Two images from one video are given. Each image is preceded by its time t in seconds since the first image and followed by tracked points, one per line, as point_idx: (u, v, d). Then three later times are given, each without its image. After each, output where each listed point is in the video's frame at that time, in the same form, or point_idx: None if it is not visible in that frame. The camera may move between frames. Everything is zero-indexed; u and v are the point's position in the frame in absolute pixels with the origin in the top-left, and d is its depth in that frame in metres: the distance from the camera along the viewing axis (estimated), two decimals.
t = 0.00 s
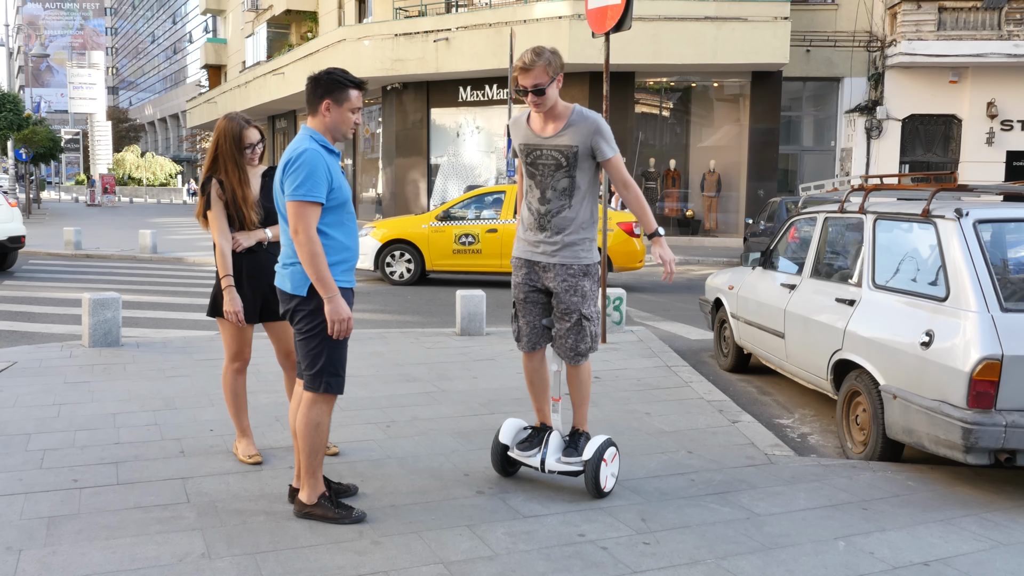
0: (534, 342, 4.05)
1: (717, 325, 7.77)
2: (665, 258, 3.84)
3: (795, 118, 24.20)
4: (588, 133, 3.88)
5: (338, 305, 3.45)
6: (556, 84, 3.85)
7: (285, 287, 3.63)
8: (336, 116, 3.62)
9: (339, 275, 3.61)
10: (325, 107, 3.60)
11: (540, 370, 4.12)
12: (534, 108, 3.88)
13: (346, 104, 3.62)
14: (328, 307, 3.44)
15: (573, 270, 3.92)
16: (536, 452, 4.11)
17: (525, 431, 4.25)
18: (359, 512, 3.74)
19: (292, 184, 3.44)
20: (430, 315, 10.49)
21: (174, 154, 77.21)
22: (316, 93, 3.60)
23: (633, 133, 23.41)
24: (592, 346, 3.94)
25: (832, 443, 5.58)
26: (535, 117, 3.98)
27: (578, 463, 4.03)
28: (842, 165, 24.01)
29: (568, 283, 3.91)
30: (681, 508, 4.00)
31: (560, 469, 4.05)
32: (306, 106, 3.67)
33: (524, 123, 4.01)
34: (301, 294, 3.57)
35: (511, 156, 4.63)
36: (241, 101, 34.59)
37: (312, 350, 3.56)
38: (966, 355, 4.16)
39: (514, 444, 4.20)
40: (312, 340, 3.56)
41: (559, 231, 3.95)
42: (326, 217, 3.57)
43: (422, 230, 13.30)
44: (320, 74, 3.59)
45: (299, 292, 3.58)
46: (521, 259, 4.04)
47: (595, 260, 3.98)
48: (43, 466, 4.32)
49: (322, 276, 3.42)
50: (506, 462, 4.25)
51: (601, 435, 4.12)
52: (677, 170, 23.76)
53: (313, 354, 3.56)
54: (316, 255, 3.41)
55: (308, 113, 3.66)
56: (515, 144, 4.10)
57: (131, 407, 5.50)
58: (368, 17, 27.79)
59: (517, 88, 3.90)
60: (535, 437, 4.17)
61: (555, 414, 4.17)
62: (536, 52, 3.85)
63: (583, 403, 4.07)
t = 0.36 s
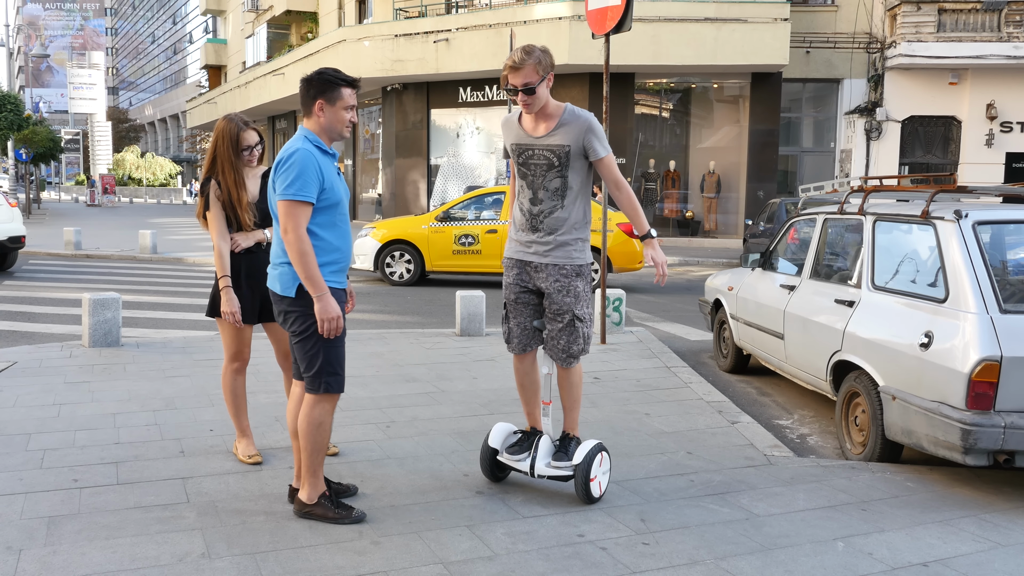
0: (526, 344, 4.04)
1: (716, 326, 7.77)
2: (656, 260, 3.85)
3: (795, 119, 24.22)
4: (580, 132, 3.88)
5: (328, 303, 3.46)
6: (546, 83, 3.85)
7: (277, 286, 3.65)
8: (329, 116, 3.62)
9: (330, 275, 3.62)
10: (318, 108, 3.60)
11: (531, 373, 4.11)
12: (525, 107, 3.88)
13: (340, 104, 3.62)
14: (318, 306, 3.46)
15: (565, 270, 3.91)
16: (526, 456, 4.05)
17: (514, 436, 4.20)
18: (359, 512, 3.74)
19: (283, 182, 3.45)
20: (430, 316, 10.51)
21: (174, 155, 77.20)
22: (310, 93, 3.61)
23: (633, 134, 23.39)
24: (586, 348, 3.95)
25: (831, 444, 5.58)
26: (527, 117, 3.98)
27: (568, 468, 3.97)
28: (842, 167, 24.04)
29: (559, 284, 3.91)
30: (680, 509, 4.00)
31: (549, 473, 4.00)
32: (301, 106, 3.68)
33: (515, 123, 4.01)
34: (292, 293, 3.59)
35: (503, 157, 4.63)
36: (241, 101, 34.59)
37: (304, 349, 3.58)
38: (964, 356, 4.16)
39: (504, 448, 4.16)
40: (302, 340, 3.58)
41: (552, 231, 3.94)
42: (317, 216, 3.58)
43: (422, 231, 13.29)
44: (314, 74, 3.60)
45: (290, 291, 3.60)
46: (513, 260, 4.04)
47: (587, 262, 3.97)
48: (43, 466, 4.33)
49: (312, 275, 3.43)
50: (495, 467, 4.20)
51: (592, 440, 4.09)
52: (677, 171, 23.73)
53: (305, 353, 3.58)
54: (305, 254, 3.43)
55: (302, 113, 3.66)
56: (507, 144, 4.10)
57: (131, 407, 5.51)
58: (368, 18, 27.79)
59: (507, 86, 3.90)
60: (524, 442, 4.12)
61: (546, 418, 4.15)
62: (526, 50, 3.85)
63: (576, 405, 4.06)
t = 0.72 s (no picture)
0: (521, 345, 4.01)
1: (716, 326, 7.77)
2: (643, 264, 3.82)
3: (795, 119, 24.20)
4: (571, 131, 3.87)
5: (300, 306, 3.45)
6: (536, 80, 3.85)
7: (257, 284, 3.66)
8: (319, 117, 3.61)
9: (309, 277, 3.62)
10: (307, 108, 3.60)
11: (526, 374, 4.08)
12: (515, 105, 3.87)
13: (330, 104, 3.61)
14: (290, 308, 3.45)
15: (559, 271, 3.88)
16: (520, 459, 4.03)
17: (508, 438, 4.17)
18: (292, 522, 3.61)
19: (263, 182, 3.46)
20: (430, 316, 10.51)
21: (174, 155, 77.21)
22: (301, 93, 3.61)
23: (632, 134, 23.38)
24: (577, 351, 3.90)
25: (831, 444, 5.59)
26: (517, 116, 3.97)
27: (563, 471, 3.95)
28: (842, 167, 24.05)
29: (553, 284, 3.88)
30: (680, 509, 4.01)
31: (544, 476, 3.98)
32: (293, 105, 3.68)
33: (506, 122, 4.00)
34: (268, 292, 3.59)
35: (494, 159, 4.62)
36: (241, 101, 34.60)
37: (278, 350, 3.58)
38: (964, 356, 4.17)
39: (498, 450, 4.12)
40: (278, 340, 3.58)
41: (545, 231, 3.91)
42: (297, 216, 3.58)
43: (422, 231, 13.29)
44: (306, 74, 3.60)
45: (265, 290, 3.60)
46: (506, 261, 4.01)
47: (581, 262, 3.95)
48: (44, 466, 4.33)
49: (287, 276, 3.44)
50: (489, 469, 4.16)
51: (586, 442, 4.04)
52: (677, 171, 23.71)
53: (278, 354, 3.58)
54: (281, 255, 3.43)
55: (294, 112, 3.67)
56: (498, 145, 4.09)
57: (131, 408, 5.51)
58: (368, 18, 27.80)
59: (496, 84, 3.90)
60: (518, 444, 4.09)
61: (541, 420, 4.12)
62: (516, 48, 3.86)
63: (571, 407, 4.03)
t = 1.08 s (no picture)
0: (508, 347, 3.97)
1: (716, 325, 7.76)
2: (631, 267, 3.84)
3: (795, 118, 24.17)
4: (560, 129, 3.84)
5: (278, 306, 3.38)
6: (525, 76, 3.81)
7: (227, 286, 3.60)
8: (301, 119, 3.57)
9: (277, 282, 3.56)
10: (289, 109, 3.57)
11: (514, 377, 4.05)
12: (503, 102, 3.83)
13: (313, 107, 3.57)
14: (267, 309, 3.38)
15: (547, 271, 3.85)
16: (508, 463, 3.96)
17: (497, 442, 4.10)
18: (274, 530, 3.55)
19: (234, 182, 3.41)
20: (429, 316, 10.51)
21: (173, 156, 77.22)
22: (284, 93, 3.57)
23: (632, 134, 23.39)
24: (565, 352, 3.87)
25: (831, 442, 5.59)
26: (505, 113, 3.93)
27: (552, 475, 3.88)
28: (841, 165, 24.06)
29: (541, 285, 3.84)
30: (680, 507, 4.01)
31: (532, 481, 3.90)
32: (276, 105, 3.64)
33: (494, 119, 3.97)
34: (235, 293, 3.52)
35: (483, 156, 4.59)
36: (240, 102, 34.61)
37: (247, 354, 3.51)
38: (963, 354, 4.17)
39: (486, 455, 4.04)
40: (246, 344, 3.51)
41: (533, 231, 3.88)
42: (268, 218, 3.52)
43: (421, 231, 13.29)
44: (290, 74, 3.56)
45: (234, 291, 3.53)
46: (493, 261, 3.97)
47: (569, 262, 3.92)
48: (44, 467, 4.33)
49: (260, 277, 3.36)
50: (478, 474, 4.09)
51: (577, 447, 3.96)
52: (676, 171, 23.72)
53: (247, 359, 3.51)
54: (250, 257, 3.37)
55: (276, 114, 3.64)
56: (486, 142, 4.06)
57: (132, 408, 5.52)
58: (367, 19, 27.81)
59: (484, 80, 3.86)
60: (507, 448, 4.02)
61: (530, 424, 4.05)
62: (504, 44, 3.82)
63: (560, 409, 3.98)
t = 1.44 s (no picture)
0: (496, 350, 3.97)
1: (715, 325, 7.75)
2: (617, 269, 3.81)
3: (793, 118, 24.15)
4: (542, 125, 3.82)
5: (236, 313, 3.35)
6: (507, 73, 3.79)
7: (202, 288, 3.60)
8: (278, 124, 3.50)
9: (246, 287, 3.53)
10: (267, 113, 3.50)
11: (500, 381, 4.04)
12: (486, 99, 3.81)
13: (290, 112, 3.49)
14: (226, 316, 3.36)
15: (533, 272, 3.85)
16: (495, 469, 3.89)
17: (484, 447, 4.03)
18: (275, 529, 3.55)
19: (200, 188, 3.40)
20: (428, 317, 10.51)
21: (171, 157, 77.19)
22: (263, 96, 3.52)
23: (630, 134, 23.40)
24: (553, 354, 3.87)
25: (829, 441, 5.60)
26: (488, 110, 3.92)
27: (539, 481, 3.81)
28: (839, 164, 24.08)
29: (526, 286, 3.84)
30: (679, 507, 4.01)
31: (520, 487, 3.83)
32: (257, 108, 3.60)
33: (477, 117, 3.96)
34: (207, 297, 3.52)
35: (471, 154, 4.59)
36: (238, 103, 34.63)
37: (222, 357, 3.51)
38: (961, 352, 4.18)
39: (472, 460, 3.97)
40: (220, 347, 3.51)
41: (517, 231, 3.88)
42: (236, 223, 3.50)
43: (420, 232, 13.29)
44: (268, 77, 3.49)
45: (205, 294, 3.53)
46: (478, 263, 3.97)
47: (555, 261, 3.91)
48: (43, 469, 4.33)
49: (220, 284, 3.34)
50: (463, 480, 4.02)
51: (565, 451, 3.91)
52: (675, 170, 23.74)
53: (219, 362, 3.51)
54: (211, 263, 3.35)
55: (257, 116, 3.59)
56: (469, 141, 4.05)
57: (130, 410, 5.51)
58: (365, 19, 27.82)
59: (465, 78, 3.84)
60: (493, 453, 3.95)
61: (517, 428, 4.01)
62: (487, 39, 3.79)
63: (549, 413, 3.97)
